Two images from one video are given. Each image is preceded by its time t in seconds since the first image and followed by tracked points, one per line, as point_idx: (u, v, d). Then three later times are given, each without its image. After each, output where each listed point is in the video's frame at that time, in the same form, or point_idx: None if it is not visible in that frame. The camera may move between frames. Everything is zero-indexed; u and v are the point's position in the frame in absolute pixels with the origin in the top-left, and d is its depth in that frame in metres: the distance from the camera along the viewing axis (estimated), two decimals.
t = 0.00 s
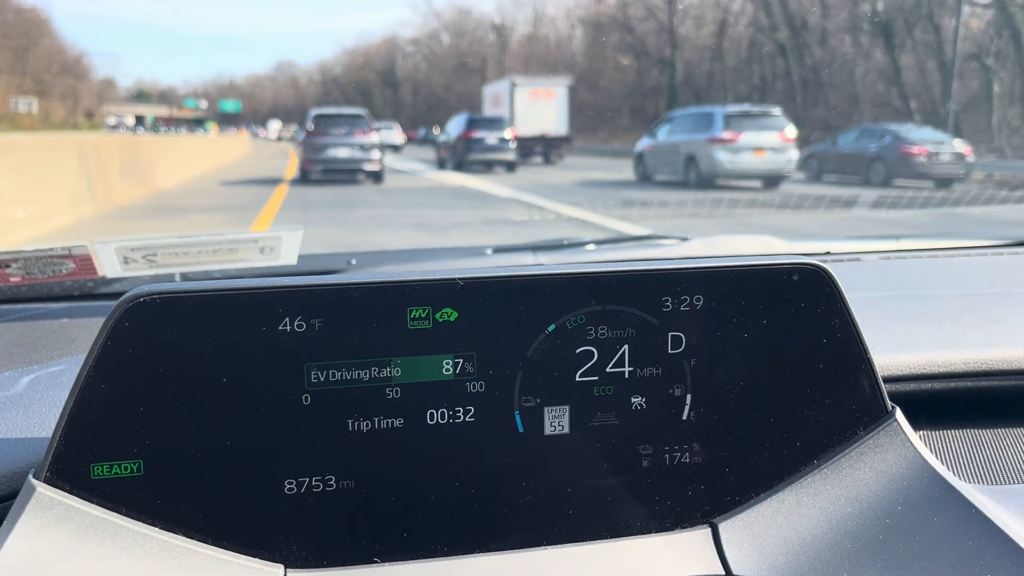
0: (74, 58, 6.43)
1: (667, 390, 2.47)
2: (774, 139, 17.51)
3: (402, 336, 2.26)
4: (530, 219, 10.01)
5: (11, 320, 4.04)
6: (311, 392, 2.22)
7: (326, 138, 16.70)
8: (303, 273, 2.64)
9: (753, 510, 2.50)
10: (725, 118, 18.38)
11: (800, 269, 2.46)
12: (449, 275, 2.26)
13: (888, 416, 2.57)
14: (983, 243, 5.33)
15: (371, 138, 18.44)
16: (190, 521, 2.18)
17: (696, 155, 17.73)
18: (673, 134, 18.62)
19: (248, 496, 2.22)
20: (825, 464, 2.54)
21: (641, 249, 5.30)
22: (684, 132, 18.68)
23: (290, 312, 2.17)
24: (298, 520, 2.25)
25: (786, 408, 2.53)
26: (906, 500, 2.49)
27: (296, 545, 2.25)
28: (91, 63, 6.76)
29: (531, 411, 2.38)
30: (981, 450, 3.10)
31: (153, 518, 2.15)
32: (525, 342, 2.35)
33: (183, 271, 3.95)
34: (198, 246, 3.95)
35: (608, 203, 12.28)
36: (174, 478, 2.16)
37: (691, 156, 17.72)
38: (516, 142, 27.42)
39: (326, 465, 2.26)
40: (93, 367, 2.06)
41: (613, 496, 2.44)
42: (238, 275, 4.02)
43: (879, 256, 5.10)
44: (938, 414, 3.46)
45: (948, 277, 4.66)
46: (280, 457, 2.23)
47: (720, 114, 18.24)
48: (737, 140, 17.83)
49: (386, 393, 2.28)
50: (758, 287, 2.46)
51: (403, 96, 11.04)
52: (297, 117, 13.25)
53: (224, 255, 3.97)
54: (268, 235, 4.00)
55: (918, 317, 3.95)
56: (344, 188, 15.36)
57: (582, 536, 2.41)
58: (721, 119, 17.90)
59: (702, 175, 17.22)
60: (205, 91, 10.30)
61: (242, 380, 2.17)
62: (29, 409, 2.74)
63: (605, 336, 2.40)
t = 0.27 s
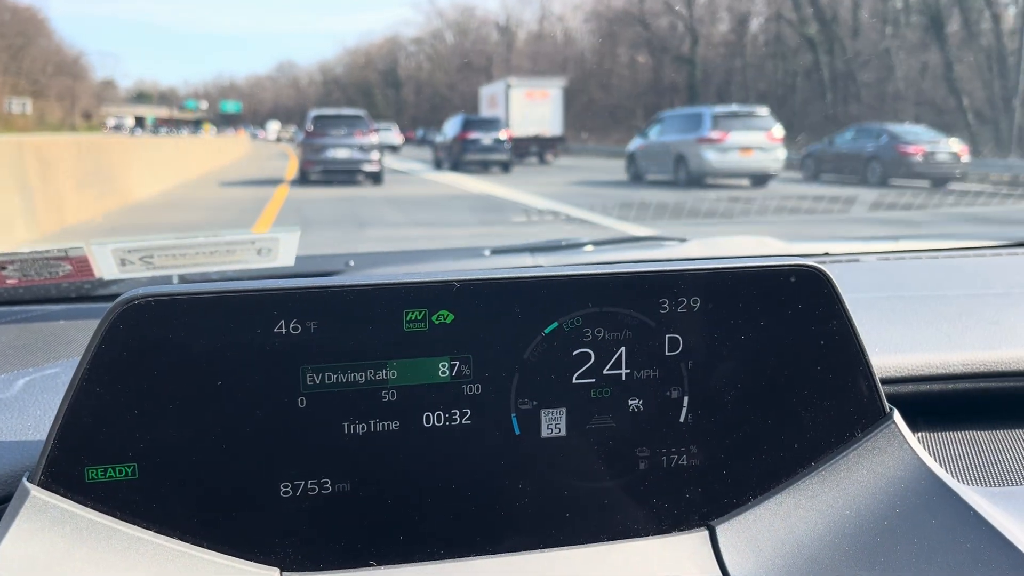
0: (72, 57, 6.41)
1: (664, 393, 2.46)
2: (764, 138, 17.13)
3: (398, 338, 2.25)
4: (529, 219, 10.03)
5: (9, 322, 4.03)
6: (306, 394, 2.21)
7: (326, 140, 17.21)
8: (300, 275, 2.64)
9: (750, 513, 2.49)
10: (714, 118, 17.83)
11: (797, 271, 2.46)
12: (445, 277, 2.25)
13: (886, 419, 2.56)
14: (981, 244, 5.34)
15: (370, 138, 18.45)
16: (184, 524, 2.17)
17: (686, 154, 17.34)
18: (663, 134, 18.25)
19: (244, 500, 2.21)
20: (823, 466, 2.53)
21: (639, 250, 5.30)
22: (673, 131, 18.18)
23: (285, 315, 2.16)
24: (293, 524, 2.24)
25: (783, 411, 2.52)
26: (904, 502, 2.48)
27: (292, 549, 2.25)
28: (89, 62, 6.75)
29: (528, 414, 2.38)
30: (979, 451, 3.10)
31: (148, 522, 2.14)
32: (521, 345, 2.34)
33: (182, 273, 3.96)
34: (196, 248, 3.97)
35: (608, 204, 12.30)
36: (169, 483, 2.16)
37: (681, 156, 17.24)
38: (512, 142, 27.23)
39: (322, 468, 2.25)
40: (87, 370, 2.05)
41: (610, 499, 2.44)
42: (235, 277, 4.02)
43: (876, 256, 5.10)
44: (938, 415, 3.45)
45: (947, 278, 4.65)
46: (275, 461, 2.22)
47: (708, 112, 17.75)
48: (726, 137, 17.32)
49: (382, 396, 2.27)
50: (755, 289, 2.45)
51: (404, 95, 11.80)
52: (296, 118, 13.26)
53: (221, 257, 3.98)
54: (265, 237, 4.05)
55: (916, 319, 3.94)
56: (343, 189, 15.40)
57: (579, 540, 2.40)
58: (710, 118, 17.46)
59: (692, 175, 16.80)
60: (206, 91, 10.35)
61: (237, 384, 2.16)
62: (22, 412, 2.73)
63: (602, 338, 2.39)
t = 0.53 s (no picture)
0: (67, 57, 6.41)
1: (647, 396, 2.45)
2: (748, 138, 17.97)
3: (378, 341, 2.24)
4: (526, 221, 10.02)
5: None
6: (285, 398, 2.21)
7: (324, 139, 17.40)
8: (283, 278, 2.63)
9: (733, 517, 2.47)
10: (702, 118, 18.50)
11: (780, 273, 2.45)
12: (425, 280, 2.25)
13: (869, 422, 2.55)
14: (976, 246, 5.31)
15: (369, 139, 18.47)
16: (163, 529, 2.16)
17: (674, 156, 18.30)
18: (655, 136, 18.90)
19: (223, 505, 2.20)
20: (806, 470, 2.52)
21: (633, 252, 5.30)
22: (664, 133, 18.95)
23: (263, 318, 2.15)
24: (272, 528, 2.24)
25: (767, 414, 2.51)
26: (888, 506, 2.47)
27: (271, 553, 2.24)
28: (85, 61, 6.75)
29: (509, 417, 2.37)
30: (968, 454, 3.09)
31: (125, 526, 2.14)
32: (502, 347, 2.33)
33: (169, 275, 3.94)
34: (183, 249, 3.95)
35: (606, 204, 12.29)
36: (147, 487, 2.15)
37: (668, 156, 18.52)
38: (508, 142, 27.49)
39: (301, 472, 2.24)
40: (63, 373, 2.04)
41: (592, 503, 2.43)
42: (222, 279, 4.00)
43: (870, 258, 5.09)
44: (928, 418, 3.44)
45: (941, 280, 4.63)
46: (255, 465, 2.21)
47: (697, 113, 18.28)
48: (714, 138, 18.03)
49: (362, 399, 2.27)
50: (738, 291, 2.44)
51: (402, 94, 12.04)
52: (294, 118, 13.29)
53: (208, 258, 3.96)
54: (253, 240, 4.03)
55: (907, 321, 3.92)
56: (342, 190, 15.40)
57: (561, 543, 2.39)
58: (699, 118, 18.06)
59: (680, 174, 17.85)
60: (204, 92, 10.37)
61: (216, 387, 2.16)
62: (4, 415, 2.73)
63: (583, 341, 2.38)
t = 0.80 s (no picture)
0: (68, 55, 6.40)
1: (653, 391, 2.45)
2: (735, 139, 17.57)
3: (385, 336, 2.24)
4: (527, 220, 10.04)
5: None
6: (292, 392, 2.21)
7: (322, 140, 17.56)
8: (289, 273, 2.63)
9: (740, 512, 2.48)
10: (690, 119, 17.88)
11: (787, 269, 2.45)
12: (433, 274, 2.25)
13: (876, 417, 2.55)
14: (976, 244, 5.33)
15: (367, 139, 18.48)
16: (171, 523, 2.17)
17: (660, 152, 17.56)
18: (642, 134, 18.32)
19: (230, 499, 2.20)
20: (812, 465, 2.53)
21: (635, 250, 5.30)
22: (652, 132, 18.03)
23: (271, 313, 2.15)
24: (280, 522, 2.24)
25: (773, 409, 2.51)
26: (895, 502, 2.47)
27: (279, 547, 2.24)
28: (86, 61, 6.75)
29: (517, 411, 2.37)
30: (971, 450, 3.10)
31: (133, 520, 2.14)
32: (509, 342, 2.34)
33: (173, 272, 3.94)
34: (188, 247, 3.93)
35: (607, 204, 12.31)
36: (154, 482, 2.15)
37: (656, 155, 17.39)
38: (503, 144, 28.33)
39: (308, 466, 2.24)
40: (72, 368, 2.04)
41: (599, 498, 2.43)
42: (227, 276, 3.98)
43: (872, 256, 5.10)
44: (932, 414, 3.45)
45: (942, 278, 4.65)
46: (262, 459, 2.21)
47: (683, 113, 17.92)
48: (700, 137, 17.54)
49: (369, 394, 2.27)
50: (745, 287, 2.44)
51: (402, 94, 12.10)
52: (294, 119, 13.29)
53: (213, 256, 3.94)
54: (258, 236, 3.96)
55: (911, 317, 3.94)
56: (341, 189, 15.42)
57: (568, 538, 2.39)
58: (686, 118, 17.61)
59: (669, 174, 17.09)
60: (206, 92, 10.39)
61: (223, 381, 2.16)
62: (10, 410, 2.73)
63: (590, 336, 2.38)
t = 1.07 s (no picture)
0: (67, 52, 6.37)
1: (654, 390, 2.45)
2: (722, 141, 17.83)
3: (387, 333, 2.24)
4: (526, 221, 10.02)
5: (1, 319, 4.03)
6: (293, 389, 2.21)
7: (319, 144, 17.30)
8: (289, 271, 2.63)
9: (740, 512, 2.48)
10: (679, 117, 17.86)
11: (789, 268, 2.44)
12: (435, 272, 2.24)
13: (876, 417, 2.55)
14: (976, 247, 5.32)
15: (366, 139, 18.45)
16: (171, 520, 2.16)
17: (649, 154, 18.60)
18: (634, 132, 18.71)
19: (231, 496, 2.20)
20: (813, 465, 2.53)
21: (635, 250, 5.29)
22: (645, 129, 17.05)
23: (273, 309, 2.15)
24: (280, 519, 2.24)
25: (774, 409, 2.51)
26: (896, 501, 2.46)
27: (280, 544, 2.24)
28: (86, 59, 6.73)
29: (517, 410, 2.37)
30: (971, 451, 3.09)
31: (134, 517, 2.13)
32: (511, 340, 2.33)
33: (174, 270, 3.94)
34: (188, 244, 3.92)
35: (608, 206, 12.29)
36: (155, 478, 2.15)
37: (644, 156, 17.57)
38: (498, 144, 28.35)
39: (309, 464, 2.24)
40: (73, 364, 2.04)
41: (599, 497, 2.43)
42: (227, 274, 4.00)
43: (873, 258, 5.08)
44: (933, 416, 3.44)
45: (943, 280, 4.64)
46: (263, 456, 2.21)
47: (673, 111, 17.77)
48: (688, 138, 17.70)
49: (370, 391, 2.27)
50: (746, 286, 2.44)
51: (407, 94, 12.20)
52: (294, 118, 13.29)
53: (213, 254, 3.95)
54: (258, 234, 3.96)
55: (912, 319, 3.93)
56: (339, 190, 15.38)
57: (569, 538, 2.39)
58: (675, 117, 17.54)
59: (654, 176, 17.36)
60: (205, 93, 10.35)
61: (225, 378, 2.16)
62: (11, 406, 2.73)
63: (591, 335, 2.38)
